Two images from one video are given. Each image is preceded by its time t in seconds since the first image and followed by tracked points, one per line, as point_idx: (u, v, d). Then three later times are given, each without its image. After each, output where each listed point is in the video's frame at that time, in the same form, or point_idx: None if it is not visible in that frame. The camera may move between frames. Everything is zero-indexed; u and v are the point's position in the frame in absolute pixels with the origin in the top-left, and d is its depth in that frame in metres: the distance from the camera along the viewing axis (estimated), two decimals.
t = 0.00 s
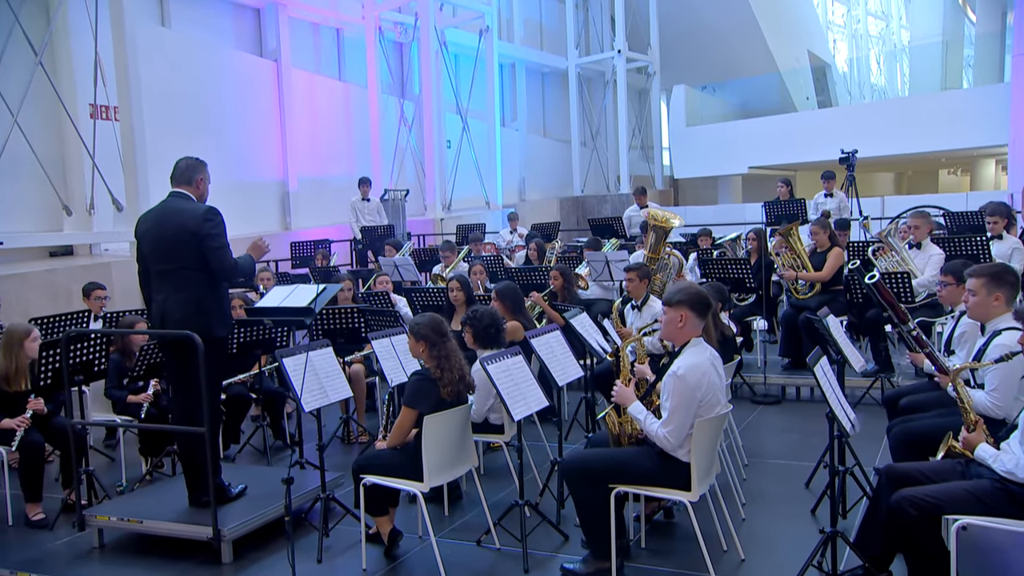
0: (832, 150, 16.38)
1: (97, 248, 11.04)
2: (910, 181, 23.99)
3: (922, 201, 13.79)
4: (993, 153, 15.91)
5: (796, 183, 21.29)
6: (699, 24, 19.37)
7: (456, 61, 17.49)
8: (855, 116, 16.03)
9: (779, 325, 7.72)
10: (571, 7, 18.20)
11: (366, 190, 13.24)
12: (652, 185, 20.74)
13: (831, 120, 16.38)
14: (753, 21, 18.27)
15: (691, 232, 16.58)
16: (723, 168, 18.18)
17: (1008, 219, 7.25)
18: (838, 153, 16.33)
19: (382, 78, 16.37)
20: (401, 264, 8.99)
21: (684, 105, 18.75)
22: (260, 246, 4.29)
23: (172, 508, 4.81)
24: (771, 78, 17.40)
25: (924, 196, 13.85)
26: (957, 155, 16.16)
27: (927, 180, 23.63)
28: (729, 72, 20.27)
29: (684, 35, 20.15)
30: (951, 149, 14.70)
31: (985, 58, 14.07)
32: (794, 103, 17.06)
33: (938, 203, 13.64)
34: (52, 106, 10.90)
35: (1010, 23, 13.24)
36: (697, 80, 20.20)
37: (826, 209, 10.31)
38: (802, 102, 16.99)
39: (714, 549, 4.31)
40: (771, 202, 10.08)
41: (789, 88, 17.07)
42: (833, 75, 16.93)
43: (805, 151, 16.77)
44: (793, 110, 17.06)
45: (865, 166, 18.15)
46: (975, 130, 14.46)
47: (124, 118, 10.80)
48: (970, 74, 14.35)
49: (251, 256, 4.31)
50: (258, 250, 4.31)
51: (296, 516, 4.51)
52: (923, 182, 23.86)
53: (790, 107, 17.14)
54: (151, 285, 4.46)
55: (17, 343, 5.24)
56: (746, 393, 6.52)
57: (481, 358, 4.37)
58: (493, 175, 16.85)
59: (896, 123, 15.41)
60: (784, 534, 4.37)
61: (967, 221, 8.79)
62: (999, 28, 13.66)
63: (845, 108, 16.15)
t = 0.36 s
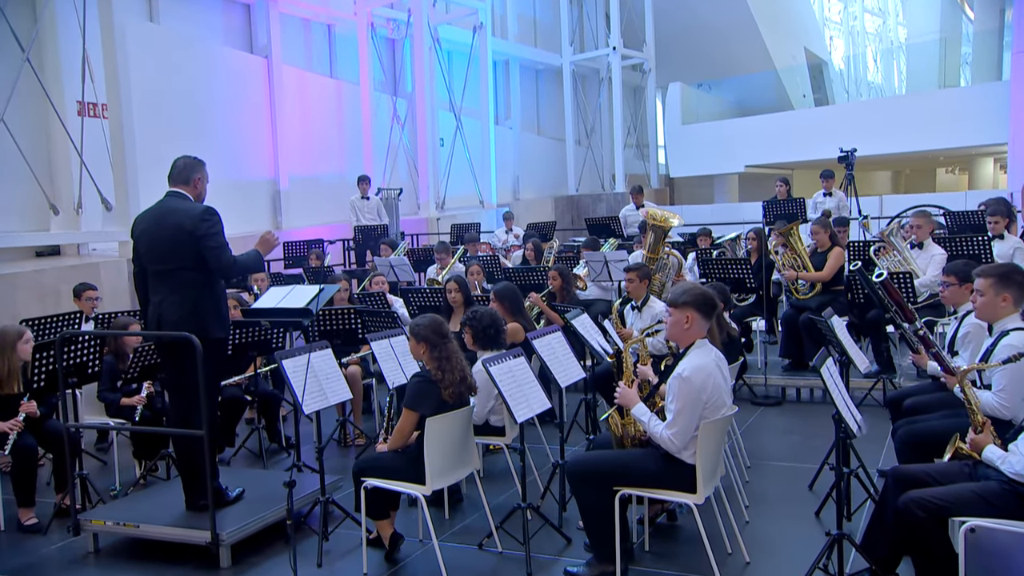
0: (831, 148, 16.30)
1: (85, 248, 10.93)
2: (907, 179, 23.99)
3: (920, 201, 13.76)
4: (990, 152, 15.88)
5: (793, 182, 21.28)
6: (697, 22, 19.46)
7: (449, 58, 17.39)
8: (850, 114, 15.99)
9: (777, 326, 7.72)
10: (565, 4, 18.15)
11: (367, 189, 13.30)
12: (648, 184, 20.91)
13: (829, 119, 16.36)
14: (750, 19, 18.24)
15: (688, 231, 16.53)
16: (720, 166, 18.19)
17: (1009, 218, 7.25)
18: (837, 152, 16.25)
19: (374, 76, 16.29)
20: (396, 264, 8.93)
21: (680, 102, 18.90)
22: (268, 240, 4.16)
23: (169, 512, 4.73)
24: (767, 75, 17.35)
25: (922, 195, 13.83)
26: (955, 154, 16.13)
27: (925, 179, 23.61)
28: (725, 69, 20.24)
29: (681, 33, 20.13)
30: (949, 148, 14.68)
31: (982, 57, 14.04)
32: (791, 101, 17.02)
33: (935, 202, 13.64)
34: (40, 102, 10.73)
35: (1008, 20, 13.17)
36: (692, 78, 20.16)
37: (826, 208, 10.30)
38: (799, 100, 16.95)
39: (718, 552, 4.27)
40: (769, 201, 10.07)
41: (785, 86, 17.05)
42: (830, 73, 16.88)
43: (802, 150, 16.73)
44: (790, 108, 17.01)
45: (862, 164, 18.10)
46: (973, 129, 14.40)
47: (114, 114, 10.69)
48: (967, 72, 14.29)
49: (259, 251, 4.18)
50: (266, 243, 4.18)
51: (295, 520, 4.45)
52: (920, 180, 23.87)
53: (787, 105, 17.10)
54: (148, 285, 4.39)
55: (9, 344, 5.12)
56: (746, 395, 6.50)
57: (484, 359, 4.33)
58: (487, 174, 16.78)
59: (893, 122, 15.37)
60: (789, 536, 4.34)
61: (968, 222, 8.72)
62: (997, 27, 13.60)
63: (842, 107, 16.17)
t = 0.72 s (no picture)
0: (826, 147, 16.19)
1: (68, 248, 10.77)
2: (900, 178, 23.98)
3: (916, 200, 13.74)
4: (985, 151, 15.88)
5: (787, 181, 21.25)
6: (692, 18, 19.28)
7: (440, 55, 17.32)
8: (844, 112, 15.96)
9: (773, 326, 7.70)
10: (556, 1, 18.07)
11: (364, 189, 13.34)
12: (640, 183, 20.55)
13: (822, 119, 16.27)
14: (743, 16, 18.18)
15: (683, 231, 16.48)
16: (713, 165, 18.06)
17: (1007, 217, 7.27)
18: (832, 151, 16.15)
19: (362, 73, 16.19)
20: (389, 264, 8.85)
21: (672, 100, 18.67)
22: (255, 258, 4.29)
23: (164, 516, 4.64)
24: (760, 73, 17.12)
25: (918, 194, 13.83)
26: (950, 153, 16.11)
27: (918, 178, 23.63)
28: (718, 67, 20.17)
29: (676, 30, 19.94)
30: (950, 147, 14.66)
31: (977, 53, 14.09)
32: (784, 98, 16.91)
33: (929, 201, 13.64)
34: (23, 99, 10.56)
35: (1004, 17, 13.16)
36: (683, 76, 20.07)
37: (821, 207, 10.28)
38: (792, 98, 16.81)
39: (720, 555, 4.24)
40: (764, 201, 10.05)
41: (778, 84, 16.88)
42: (823, 70, 16.78)
43: (798, 148, 16.64)
44: (784, 106, 16.88)
45: (857, 163, 18.06)
46: (970, 127, 14.33)
47: (99, 111, 10.55)
48: (961, 70, 14.32)
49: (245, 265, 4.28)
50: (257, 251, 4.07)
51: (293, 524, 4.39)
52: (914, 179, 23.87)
53: (779, 102, 16.93)
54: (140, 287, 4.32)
55: None
56: (744, 396, 6.46)
57: (484, 360, 4.28)
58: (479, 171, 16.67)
59: (887, 120, 15.33)
60: (791, 539, 4.32)
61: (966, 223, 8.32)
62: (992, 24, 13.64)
63: (836, 105, 16.15)
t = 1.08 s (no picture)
0: (822, 146, 16.19)
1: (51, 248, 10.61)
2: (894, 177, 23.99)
3: (911, 199, 13.72)
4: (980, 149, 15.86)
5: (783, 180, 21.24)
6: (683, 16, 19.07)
7: (429, 52, 17.30)
8: (836, 111, 15.95)
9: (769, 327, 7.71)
10: None
11: (358, 188, 13.31)
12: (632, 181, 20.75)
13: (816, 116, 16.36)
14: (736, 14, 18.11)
15: (677, 231, 16.44)
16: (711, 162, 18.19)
17: (1003, 218, 7.33)
18: (827, 150, 16.09)
19: (351, 70, 16.12)
20: (381, 264, 8.78)
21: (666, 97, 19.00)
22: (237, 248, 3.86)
23: (159, 521, 4.57)
24: (753, 70, 17.28)
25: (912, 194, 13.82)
26: (945, 151, 16.08)
27: (912, 176, 23.66)
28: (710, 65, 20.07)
29: (670, 26, 19.43)
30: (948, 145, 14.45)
31: (971, 52, 14.01)
32: (778, 97, 16.93)
33: (923, 201, 13.63)
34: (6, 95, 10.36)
35: (999, 14, 13.06)
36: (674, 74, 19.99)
37: (816, 206, 10.29)
38: (785, 96, 16.88)
39: (722, 557, 4.22)
40: (760, 201, 10.06)
41: (772, 81, 16.98)
42: (816, 68, 16.66)
43: (793, 146, 16.67)
44: (778, 104, 16.92)
45: (851, 162, 18.06)
46: (966, 126, 14.23)
47: (84, 108, 10.41)
48: (955, 68, 14.22)
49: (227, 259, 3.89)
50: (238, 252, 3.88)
51: (290, 528, 4.33)
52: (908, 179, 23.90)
53: (773, 102, 17.02)
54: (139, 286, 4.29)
55: None
56: (741, 397, 6.44)
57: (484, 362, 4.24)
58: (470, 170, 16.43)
59: (881, 119, 15.26)
60: (792, 541, 4.30)
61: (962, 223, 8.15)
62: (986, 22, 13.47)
63: (829, 103, 16.12)
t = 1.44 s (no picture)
0: (819, 145, 15.97)
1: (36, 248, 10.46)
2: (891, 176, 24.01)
3: (907, 199, 13.71)
4: (976, 148, 15.85)
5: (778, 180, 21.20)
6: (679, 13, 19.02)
7: (421, 48, 17.23)
8: (832, 108, 15.83)
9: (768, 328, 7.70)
10: None
11: (351, 187, 13.24)
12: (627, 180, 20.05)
13: (811, 118, 16.04)
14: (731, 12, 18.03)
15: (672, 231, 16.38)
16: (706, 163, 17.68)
17: (1002, 217, 7.33)
18: (825, 148, 15.87)
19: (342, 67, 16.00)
20: (375, 264, 8.72)
21: (660, 97, 18.31)
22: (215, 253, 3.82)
23: (156, 525, 4.49)
24: (749, 69, 16.87)
25: (910, 193, 13.84)
26: (941, 150, 16.06)
27: (909, 176, 23.70)
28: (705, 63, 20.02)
29: (663, 23, 19.48)
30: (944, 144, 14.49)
31: (967, 50, 14.05)
32: (773, 95, 16.62)
33: (919, 200, 13.64)
34: None
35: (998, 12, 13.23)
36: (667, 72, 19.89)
37: (813, 206, 10.29)
38: (780, 94, 16.53)
39: (726, 559, 4.19)
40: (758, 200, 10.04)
41: (767, 79, 16.58)
42: (811, 66, 16.69)
43: (787, 149, 16.41)
44: (772, 103, 16.60)
45: (846, 160, 18.02)
46: (961, 126, 14.25)
47: (70, 105, 10.29)
48: (951, 66, 14.25)
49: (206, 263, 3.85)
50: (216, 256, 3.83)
51: (290, 532, 4.27)
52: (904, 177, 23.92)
53: (767, 98, 16.65)
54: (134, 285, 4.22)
55: None
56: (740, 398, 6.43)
57: (487, 364, 4.20)
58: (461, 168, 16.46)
59: (878, 119, 15.18)
60: (796, 544, 4.27)
61: (961, 221, 8.26)
62: (983, 19, 13.71)
63: (824, 101, 15.98)
